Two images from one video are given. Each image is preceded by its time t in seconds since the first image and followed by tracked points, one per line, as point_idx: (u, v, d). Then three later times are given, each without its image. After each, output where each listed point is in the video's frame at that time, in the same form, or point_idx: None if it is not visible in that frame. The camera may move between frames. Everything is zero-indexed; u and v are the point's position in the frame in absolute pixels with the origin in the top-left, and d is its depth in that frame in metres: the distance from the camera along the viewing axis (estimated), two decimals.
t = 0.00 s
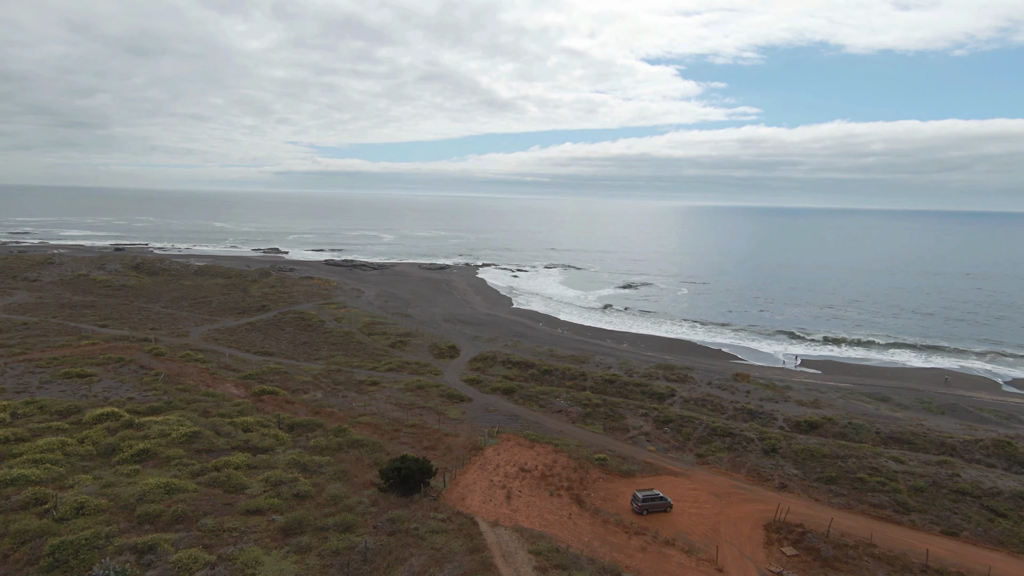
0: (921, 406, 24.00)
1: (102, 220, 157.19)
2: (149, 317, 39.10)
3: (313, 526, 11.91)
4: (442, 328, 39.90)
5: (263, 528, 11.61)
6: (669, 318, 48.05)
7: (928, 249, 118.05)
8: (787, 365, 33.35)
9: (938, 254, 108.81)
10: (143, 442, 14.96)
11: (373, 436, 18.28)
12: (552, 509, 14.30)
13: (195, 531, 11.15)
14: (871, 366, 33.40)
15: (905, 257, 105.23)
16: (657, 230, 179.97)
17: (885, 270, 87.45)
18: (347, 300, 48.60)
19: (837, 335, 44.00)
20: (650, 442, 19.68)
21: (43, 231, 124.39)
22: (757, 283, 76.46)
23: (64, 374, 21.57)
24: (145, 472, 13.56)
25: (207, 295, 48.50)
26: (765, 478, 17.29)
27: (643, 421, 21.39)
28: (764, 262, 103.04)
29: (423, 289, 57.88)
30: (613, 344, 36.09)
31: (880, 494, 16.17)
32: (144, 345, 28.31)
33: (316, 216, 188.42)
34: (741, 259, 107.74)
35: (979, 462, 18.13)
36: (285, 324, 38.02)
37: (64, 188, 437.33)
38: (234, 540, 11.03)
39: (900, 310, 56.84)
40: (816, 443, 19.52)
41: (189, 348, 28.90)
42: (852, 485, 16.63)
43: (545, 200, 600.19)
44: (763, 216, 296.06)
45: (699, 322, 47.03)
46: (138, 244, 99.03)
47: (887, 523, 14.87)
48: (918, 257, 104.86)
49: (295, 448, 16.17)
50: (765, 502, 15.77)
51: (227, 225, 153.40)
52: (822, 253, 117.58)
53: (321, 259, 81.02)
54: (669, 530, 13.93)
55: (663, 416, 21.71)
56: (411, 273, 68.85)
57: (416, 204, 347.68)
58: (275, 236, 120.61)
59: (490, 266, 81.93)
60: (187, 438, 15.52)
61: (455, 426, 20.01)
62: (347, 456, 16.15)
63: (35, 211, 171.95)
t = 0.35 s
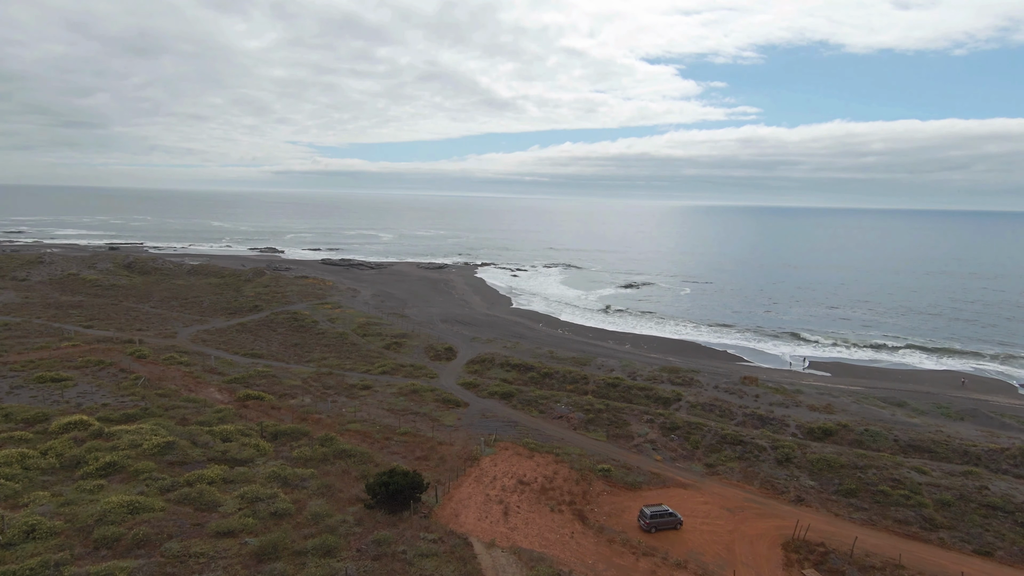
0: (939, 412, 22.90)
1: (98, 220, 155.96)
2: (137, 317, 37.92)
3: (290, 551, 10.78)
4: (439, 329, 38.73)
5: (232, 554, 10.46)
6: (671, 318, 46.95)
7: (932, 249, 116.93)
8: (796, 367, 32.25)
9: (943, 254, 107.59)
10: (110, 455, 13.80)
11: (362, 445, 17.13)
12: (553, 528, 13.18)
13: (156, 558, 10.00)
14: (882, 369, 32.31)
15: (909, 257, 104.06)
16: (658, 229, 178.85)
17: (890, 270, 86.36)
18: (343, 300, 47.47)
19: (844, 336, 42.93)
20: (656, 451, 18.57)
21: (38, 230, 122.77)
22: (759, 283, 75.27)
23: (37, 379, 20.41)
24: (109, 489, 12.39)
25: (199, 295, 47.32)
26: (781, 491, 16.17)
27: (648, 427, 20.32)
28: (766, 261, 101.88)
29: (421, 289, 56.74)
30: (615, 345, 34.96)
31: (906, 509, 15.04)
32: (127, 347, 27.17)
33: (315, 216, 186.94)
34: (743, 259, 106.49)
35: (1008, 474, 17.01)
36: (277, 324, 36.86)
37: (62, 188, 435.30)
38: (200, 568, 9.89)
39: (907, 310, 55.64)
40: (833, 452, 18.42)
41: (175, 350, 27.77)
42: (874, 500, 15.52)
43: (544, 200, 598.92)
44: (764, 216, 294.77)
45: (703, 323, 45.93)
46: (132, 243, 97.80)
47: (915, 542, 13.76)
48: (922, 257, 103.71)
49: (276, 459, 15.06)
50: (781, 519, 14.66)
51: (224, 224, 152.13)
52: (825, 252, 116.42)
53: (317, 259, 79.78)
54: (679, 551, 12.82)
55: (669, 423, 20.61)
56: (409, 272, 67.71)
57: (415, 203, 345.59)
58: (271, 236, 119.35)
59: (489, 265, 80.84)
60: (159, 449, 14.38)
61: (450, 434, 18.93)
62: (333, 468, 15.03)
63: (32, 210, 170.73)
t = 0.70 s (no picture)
0: (960, 417, 21.82)
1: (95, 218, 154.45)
2: (125, 317, 36.77)
3: None
4: (436, 329, 37.61)
5: None
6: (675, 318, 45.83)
7: (936, 248, 115.62)
8: (805, 370, 31.13)
9: (947, 253, 106.50)
10: (73, 467, 12.66)
11: (350, 453, 16.04)
12: (555, 547, 12.10)
13: None
14: (894, 371, 31.21)
15: (913, 256, 102.85)
16: (659, 228, 177.68)
17: (894, 269, 85.29)
18: (338, 299, 46.35)
19: (852, 337, 41.83)
20: (663, 460, 17.47)
21: (33, 228, 121.26)
22: (763, 282, 74.14)
23: (8, 382, 19.28)
24: (66, 506, 11.25)
25: (191, 293, 46.16)
26: (799, 505, 15.07)
27: (654, 434, 19.22)
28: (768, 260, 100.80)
29: (418, 287, 55.60)
30: (618, 346, 33.82)
31: (935, 525, 13.94)
32: (110, 348, 26.03)
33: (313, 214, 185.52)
34: (745, 258, 105.34)
35: None
36: (269, 324, 35.72)
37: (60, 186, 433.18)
38: None
39: (915, 309, 54.49)
40: (852, 461, 17.32)
41: (160, 350, 26.64)
42: (900, 514, 14.43)
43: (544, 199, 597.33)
44: (766, 215, 293.70)
45: (707, 323, 44.81)
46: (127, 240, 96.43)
47: (948, 562, 12.68)
48: (926, 256, 102.49)
49: (256, 471, 13.93)
50: (802, 536, 13.57)
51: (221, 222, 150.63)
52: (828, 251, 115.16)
53: (314, 257, 78.58)
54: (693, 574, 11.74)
55: (677, 429, 19.53)
56: (407, 271, 66.57)
57: (415, 202, 344.15)
58: (268, 234, 117.96)
59: (488, 264, 79.73)
60: (128, 460, 13.25)
61: (445, 441, 17.82)
62: (317, 480, 13.91)
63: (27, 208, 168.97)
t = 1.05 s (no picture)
0: (983, 425, 20.69)
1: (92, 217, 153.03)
2: (113, 317, 35.68)
3: None
4: (433, 330, 36.50)
5: None
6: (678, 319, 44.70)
7: (941, 248, 114.29)
8: (816, 372, 29.99)
9: (952, 253, 105.20)
10: (28, 483, 11.52)
11: (336, 465, 14.94)
12: (556, 572, 11.00)
13: None
14: (908, 374, 30.04)
15: (918, 256, 101.60)
16: (660, 228, 176.55)
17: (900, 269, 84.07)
18: (334, 299, 45.24)
19: (861, 339, 40.70)
20: (672, 472, 16.36)
21: (29, 227, 119.97)
22: (767, 283, 72.94)
23: None
24: (14, 529, 10.10)
25: (183, 293, 45.05)
26: (820, 522, 13.95)
27: (662, 443, 18.12)
28: (771, 260, 99.60)
29: (417, 287, 54.49)
30: (621, 348, 32.67)
31: (970, 546, 12.80)
32: (91, 350, 24.92)
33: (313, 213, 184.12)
34: (749, 258, 104.17)
35: None
36: (261, 325, 34.61)
37: (60, 185, 432.35)
38: None
39: (924, 310, 53.26)
40: (874, 473, 16.18)
41: (144, 353, 25.53)
42: (930, 533, 13.30)
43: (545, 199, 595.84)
44: (770, 215, 291.39)
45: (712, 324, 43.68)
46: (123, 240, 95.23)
47: None
48: (932, 256, 101.24)
49: (232, 487, 12.83)
50: (825, 558, 12.45)
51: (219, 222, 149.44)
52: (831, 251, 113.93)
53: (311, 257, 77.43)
54: None
55: (686, 437, 18.42)
56: (405, 270, 65.48)
57: (415, 201, 342.58)
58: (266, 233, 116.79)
59: (489, 263, 78.61)
60: (90, 475, 12.13)
61: (439, 450, 16.73)
62: (298, 497, 12.80)
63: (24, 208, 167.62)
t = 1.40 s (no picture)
0: (1009, 436, 19.55)
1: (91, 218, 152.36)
2: (100, 319, 34.61)
3: None
4: (431, 333, 35.38)
5: None
6: (682, 322, 43.55)
7: (946, 251, 113.11)
8: (827, 378, 28.82)
9: (956, 255, 104.39)
10: None
11: (320, 481, 13.81)
12: None
13: None
14: (923, 380, 28.85)
15: (922, 258, 100.57)
16: (660, 229, 175.75)
17: (906, 272, 82.90)
18: (329, 301, 44.15)
19: (871, 342, 39.54)
20: (683, 488, 15.20)
21: (26, 228, 119.18)
22: (771, 284, 71.86)
23: None
24: None
25: (175, 295, 43.98)
26: (846, 545, 12.80)
27: (671, 455, 16.99)
28: (773, 262, 98.58)
29: (414, 289, 53.43)
30: (624, 352, 31.53)
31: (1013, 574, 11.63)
32: (71, 354, 23.82)
33: (312, 215, 183.07)
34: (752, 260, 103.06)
35: None
36: (252, 328, 33.49)
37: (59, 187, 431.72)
38: None
39: (932, 313, 52.15)
40: (900, 489, 15.01)
41: (126, 357, 24.38)
42: (968, 559, 12.12)
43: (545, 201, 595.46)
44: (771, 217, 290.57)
45: (717, 327, 42.54)
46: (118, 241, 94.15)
47: None
48: (936, 258, 100.15)
49: (202, 508, 11.68)
50: None
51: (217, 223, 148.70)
52: (834, 253, 112.94)
53: (308, 258, 76.36)
54: None
55: (696, 449, 17.27)
56: (404, 271, 64.40)
57: (415, 203, 342.36)
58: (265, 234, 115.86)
59: (488, 265, 77.56)
60: (44, 496, 11.01)
61: (432, 464, 15.60)
62: (275, 519, 11.65)
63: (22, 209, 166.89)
